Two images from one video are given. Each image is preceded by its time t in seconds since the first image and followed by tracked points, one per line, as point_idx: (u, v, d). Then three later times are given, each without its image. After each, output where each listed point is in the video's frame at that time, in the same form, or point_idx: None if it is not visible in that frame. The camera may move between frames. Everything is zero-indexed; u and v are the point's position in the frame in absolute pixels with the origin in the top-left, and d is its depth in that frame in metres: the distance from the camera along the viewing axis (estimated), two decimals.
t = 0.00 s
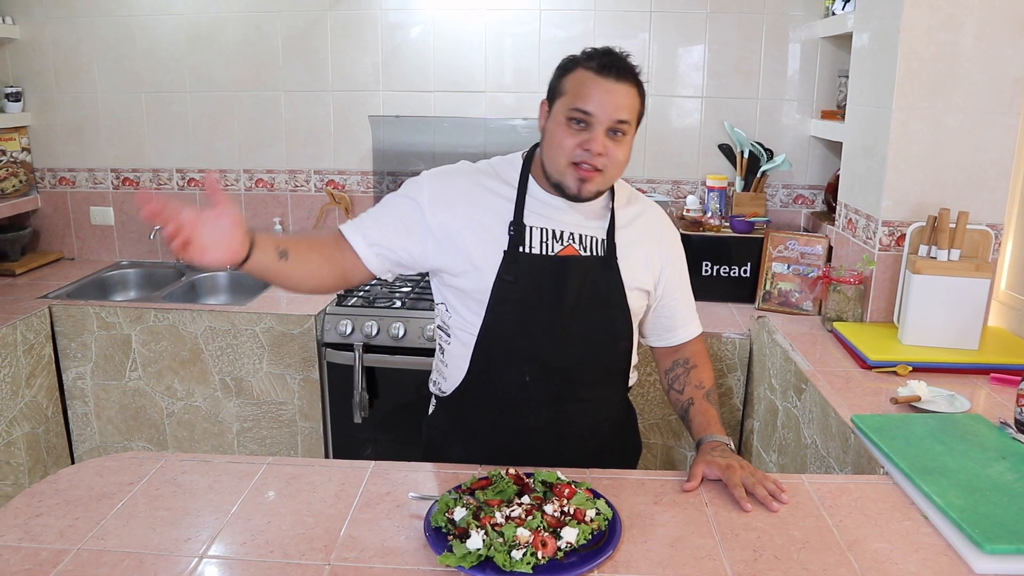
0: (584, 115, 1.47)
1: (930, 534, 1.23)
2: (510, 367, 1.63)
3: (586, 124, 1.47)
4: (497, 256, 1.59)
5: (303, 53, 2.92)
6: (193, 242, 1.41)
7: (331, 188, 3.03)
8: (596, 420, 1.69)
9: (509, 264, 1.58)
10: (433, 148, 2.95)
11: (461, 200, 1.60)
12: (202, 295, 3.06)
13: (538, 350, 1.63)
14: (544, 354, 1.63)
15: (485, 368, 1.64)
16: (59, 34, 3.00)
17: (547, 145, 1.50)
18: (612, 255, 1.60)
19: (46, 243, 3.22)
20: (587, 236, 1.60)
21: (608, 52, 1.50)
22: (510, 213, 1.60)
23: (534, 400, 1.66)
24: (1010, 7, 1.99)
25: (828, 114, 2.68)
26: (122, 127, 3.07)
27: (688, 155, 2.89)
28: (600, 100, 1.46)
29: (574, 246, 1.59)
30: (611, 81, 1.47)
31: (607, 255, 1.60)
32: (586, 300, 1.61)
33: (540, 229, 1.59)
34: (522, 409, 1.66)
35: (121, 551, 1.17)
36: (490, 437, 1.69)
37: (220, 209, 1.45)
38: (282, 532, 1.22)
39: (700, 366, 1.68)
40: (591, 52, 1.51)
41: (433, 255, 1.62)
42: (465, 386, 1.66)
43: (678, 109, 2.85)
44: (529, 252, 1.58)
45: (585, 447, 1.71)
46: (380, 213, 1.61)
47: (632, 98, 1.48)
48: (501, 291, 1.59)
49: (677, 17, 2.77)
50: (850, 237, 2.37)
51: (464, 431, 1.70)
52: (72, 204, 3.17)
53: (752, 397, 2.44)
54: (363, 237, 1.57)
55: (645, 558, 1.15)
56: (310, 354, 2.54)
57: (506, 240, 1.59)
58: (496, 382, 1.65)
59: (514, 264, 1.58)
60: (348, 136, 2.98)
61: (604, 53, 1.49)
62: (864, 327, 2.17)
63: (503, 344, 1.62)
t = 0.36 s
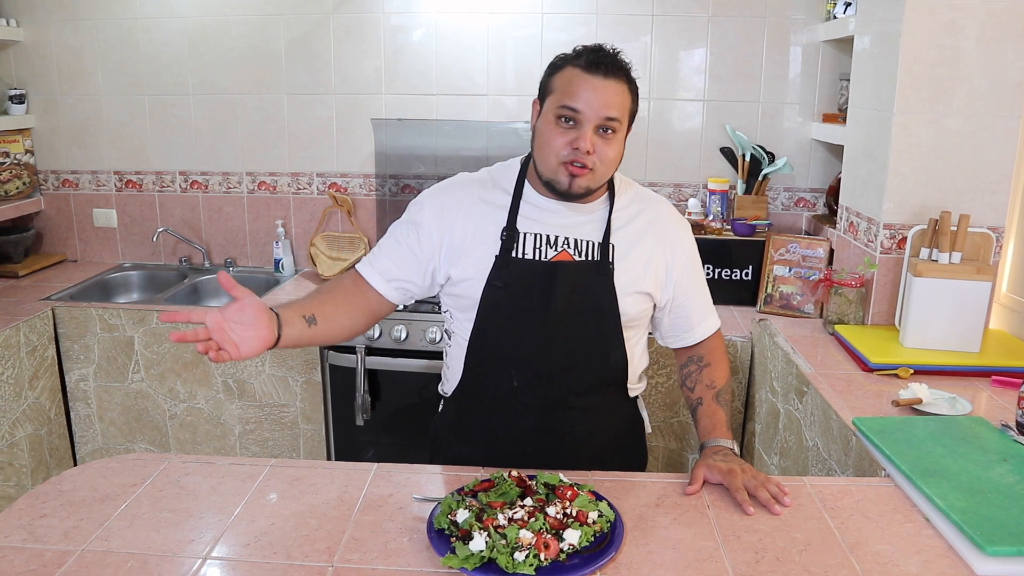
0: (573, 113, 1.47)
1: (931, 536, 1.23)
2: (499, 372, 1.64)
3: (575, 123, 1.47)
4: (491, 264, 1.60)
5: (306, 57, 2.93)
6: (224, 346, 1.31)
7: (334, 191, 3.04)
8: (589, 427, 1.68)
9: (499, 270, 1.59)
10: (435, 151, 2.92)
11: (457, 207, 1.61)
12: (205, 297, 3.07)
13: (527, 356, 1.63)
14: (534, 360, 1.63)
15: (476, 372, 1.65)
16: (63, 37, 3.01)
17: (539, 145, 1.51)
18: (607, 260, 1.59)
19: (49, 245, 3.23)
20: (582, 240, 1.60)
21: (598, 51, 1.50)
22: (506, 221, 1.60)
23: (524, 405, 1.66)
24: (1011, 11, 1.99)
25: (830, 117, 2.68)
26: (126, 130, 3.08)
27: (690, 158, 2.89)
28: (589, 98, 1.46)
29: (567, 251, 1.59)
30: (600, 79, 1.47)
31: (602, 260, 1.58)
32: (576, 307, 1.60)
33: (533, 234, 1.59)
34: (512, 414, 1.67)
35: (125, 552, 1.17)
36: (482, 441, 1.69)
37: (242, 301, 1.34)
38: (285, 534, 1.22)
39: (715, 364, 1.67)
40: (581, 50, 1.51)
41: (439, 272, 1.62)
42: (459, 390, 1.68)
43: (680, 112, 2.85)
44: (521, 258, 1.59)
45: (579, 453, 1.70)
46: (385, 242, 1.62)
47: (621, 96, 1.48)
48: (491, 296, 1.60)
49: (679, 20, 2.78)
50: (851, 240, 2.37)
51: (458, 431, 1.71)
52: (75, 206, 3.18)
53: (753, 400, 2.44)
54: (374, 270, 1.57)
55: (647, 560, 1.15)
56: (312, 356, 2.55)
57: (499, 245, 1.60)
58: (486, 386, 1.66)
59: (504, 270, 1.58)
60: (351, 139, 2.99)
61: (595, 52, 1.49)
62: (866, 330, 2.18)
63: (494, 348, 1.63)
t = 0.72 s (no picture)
0: (562, 114, 1.48)
1: (931, 539, 1.23)
2: (523, 370, 1.64)
3: (565, 123, 1.48)
4: (501, 268, 1.60)
5: (307, 61, 2.94)
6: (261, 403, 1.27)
7: (334, 194, 3.04)
8: (609, 417, 1.70)
9: (511, 272, 1.59)
10: (437, 154, 2.95)
11: (460, 218, 1.60)
12: (207, 300, 3.07)
13: (547, 351, 1.63)
14: (553, 354, 1.63)
15: (499, 370, 1.64)
16: (65, 41, 3.02)
17: (530, 148, 1.52)
18: (612, 252, 1.61)
19: (51, 248, 3.24)
20: (585, 237, 1.62)
21: (582, 51, 1.51)
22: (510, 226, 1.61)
23: (549, 401, 1.66)
24: (1011, 15, 2.00)
25: (831, 121, 2.69)
26: (128, 134, 3.09)
27: (691, 162, 2.90)
28: (577, 98, 1.47)
29: (574, 250, 1.61)
30: (586, 78, 1.48)
31: (607, 252, 1.61)
32: (591, 298, 1.62)
33: (539, 237, 1.60)
34: (537, 411, 1.66)
35: (127, 555, 1.18)
36: (509, 440, 1.69)
37: (271, 355, 1.31)
38: (287, 537, 1.22)
39: (715, 353, 1.67)
40: (565, 51, 1.52)
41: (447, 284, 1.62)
42: (481, 393, 1.66)
43: (681, 116, 2.86)
44: (530, 259, 1.60)
45: (602, 443, 1.71)
46: (388, 262, 1.60)
47: (608, 93, 1.49)
48: (506, 297, 1.60)
49: (679, 24, 2.78)
50: (852, 243, 2.37)
51: (480, 435, 1.70)
52: (77, 209, 3.19)
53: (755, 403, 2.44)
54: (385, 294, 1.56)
55: (648, 563, 1.15)
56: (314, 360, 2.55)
57: (507, 250, 1.60)
58: (510, 385, 1.65)
59: (517, 271, 1.59)
60: (352, 142, 3.00)
61: (579, 53, 1.50)
62: (867, 333, 2.18)
63: (516, 346, 1.62)
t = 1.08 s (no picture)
0: (547, 103, 1.51)
1: (931, 538, 1.23)
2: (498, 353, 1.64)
3: (550, 111, 1.50)
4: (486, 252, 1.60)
5: (306, 59, 2.93)
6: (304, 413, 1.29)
7: (333, 193, 3.04)
8: (589, 406, 1.68)
9: (495, 255, 1.59)
10: (436, 153, 2.94)
11: (452, 203, 1.61)
12: (204, 299, 3.07)
13: (523, 337, 1.63)
14: (530, 339, 1.63)
15: (476, 354, 1.64)
16: (63, 39, 3.02)
17: (517, 137, 1.55)
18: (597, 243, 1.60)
19: (48, 247, 3.23)
20: (572, 228, 1.61)
21: (567, 43, 1.54)
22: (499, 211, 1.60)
23: (523, 385, 1.65)
24: (1011, 15, 2.00)
25: (830, 121, 2.69)
26: (126, 133, 3.08)
27: (690, 161, 2.89)
28: (560, 86, 1.50)
29: (560, 238, 1.60)
30: (569, 68, 1.51)
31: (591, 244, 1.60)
32: (570, 286, 1.60)
33: (526, 223, 1.60)
34: (511, 394, 1.66)
35: (124, 554, 1.17)
36: (483, 424, 1.68)
37: (306, 368, 1.34)
38: (284, 536, 1.22)
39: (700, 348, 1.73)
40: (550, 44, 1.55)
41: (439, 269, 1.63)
42: (459, 376, 1.66)
43: (680, 115, 2.85)
44: (514, 244, 1.59)
45: (580, 433, 1.69)
46: (386, 248, 1.63)
47: (591, 81, 1.51)
48: (488, 281, 1.60)
49: (678, 23, 2.78)
50: (851, 243, 2.37)
51: (457, 417, 1.69)
52: (75, 208, 3.18)
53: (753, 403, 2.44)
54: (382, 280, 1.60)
55: (647, 562, 1.15)
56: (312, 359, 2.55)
57: (491, 235, 1.60)
58: (485, 369, 1.65)
59: (500, 255, 1.59)
60: (351, 141, 2.99)
61: (563, 45, 1.54)
62: (866, 333, 2.18)
63: (493, 329, 1.62)
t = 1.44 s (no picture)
0: (501, 91, 1.56)
1: (921, 530, 1.23)
2: (449, 330, 1.68)
3: (506, 98, 1.56)
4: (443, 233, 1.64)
5: (296, 51, 2.91)
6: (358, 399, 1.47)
7: (323, 186, 3.02)
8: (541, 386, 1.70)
9: (450, 236, 1.63)
10: (426, 146, 2.94)
11: (418, 189, 1.67)
12: (194, 293, 3.05)
13: (474, 316, 1.66)
14: (480, 317, 1.66)
15: (431, 330, 1.69)
16: (50, 31, 2.99)
17: (480, 130, 1.60)
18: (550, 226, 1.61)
19: (36, 242, 3.21)
20: (529, 210, 1.63)
21: (510, 32, 1.60)
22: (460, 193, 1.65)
23: (475, 362, 1.69)
24: (1002, 8, 2.00)
25: (822, 113, 2.68)
26: (114, 125, 3.06)
27: (681, 154, 2.89)
28: (512, 72, 1.55)
29: (515, 219, 1.62)
30: (516, 53, 1.56)
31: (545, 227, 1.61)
32: (519, 267, 1.62)
33: (483, 205, 1.63)
34: (463, 371, 1.70)
35: (111, 550, 1.16)
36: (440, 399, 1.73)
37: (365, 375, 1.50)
38: (274, 531, 1.21)
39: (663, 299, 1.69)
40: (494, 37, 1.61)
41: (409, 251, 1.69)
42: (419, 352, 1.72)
43: (671, 107, 2.85)
44: (470, 225, 1.63)
45: (524, 411, 1.72)
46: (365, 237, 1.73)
47: (539, 63, 1.57)
48: (441, 262, 1.64)
49: (670, 15, 2.77)
50: (842, 235, 2.38)
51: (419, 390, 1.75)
52: (63, 202, 3.16)
53: (744, 395, 2.44)
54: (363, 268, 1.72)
55: (637, 556, 1.15)
56: (303, 353, 2.54)
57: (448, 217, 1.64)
58: (439, 345, 1.69)
59: (454, 236, 1.63)
60: (341, 134, 2.98)
61: (507, 33, 1.59)
62: (856, 325, 2.18)
63: (446, 305, 1.66)
